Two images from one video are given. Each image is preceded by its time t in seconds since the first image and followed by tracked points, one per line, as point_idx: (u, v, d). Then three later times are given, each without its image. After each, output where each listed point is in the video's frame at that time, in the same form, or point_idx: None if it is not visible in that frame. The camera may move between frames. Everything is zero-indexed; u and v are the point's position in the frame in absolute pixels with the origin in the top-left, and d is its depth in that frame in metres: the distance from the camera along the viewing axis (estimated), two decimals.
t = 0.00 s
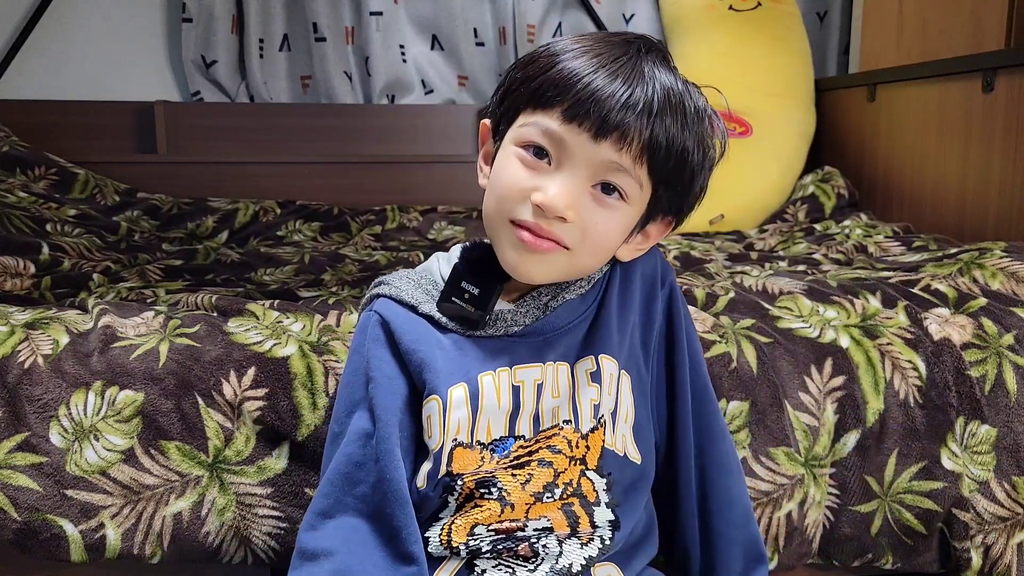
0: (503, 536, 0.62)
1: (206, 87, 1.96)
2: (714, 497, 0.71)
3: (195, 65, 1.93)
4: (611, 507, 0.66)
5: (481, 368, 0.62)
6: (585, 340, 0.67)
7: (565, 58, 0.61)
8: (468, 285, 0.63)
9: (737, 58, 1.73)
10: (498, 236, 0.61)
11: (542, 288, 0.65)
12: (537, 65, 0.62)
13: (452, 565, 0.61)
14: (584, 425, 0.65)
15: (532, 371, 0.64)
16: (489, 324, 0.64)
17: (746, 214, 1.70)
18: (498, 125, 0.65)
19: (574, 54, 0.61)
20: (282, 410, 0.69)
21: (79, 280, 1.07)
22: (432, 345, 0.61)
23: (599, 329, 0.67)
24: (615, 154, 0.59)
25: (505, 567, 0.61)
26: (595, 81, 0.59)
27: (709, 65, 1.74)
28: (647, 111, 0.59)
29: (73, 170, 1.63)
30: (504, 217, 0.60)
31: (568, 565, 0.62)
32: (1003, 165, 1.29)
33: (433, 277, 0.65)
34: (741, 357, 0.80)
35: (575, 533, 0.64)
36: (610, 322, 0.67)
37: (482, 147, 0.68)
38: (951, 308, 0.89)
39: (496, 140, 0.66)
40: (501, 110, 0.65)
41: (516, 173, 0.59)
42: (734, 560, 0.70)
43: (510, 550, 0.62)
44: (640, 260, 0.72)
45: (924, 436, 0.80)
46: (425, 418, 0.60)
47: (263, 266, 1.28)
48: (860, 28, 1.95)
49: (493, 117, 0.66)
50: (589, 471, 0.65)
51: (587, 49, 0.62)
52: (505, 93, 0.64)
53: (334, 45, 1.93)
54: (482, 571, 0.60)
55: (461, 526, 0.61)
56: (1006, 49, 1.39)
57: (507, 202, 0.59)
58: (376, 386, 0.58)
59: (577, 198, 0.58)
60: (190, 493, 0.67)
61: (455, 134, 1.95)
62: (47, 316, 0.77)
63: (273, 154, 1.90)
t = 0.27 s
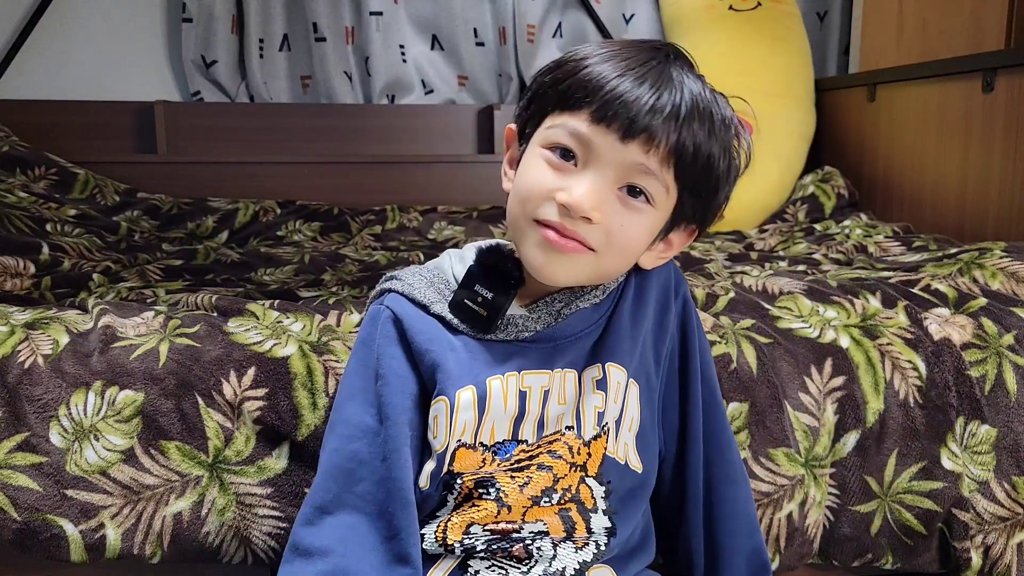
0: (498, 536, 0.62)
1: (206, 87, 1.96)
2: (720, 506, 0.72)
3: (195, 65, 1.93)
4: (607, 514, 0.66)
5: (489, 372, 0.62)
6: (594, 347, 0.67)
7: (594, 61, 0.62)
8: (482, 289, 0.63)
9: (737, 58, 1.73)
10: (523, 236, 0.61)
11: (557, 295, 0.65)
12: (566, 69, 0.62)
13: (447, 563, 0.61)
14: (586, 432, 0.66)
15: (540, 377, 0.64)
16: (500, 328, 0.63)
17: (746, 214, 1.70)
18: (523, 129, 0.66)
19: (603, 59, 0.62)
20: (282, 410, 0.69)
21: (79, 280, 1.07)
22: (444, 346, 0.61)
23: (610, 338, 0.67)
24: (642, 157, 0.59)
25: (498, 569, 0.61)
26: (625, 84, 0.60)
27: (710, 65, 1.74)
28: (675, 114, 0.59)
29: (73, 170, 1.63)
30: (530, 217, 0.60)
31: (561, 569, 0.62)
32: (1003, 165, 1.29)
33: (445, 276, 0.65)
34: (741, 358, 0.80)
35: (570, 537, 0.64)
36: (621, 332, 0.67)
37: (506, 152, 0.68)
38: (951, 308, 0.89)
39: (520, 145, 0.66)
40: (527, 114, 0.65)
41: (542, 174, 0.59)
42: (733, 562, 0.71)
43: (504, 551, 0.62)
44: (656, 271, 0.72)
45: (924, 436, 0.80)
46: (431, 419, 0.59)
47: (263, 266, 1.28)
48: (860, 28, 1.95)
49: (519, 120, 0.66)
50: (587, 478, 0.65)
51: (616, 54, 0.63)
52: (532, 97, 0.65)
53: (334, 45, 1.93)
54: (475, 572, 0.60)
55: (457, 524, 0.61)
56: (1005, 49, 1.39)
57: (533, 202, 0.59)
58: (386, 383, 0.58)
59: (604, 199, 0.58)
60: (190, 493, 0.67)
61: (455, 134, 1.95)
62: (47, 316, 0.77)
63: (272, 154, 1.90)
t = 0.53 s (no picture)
0: (493, 531, 0.61)
1: (206, 87, 1.96)
2: (718, 507, 0.72)
3: (195, 65, 1.93)
4: (603, 512, 0.66)
5: (494, 367, 0.62)
6: (598, 347, 0.67)
7: (613, 66, 0.62)
8: (490, 281, 0.62)
9: (737, 58, 1.73)
10: (539, 238, 0.60)
11: (564, 295, 0.66)
12: (583, 73, 0.62)
13: (442, 558, 0.61)
14: (586, 430, 0.66)
15: (543, 374, 0.64)
16: (506, 323, 0.64)
17: (745, 214, 1.70)
18: (537, 131, 0.65)
19: (621, 64, 0.62)
20: (282, 410, 0.69)
21: (79, 280, 1.07)
22: (450, 341, 0.61)
23: (614, 338, 0.67)
24: (661, 161, 0.59)
25: (491, 565, 0.61)
26: (645, 89, 0.60)
27: (710, 65, 1.73)
28: (693, 121, 0.60)
29: (73, 170, 1.63)
30: (547, 220, 0.60)
31: (554, 566, 0.62)
32: (1003, 165, 1.29)
33: (452, 272, 0.65)
34: (740, 358, 0.80)
35: (564, 534, 0.63)
36: (625, 333, 0.68)
37: (518, 154, 0.68)
38: (951, 308, 0.89)
39: (534, 146, 0.66)
40: (542, 116, 0.65)
41: (561, 175, 0.59)
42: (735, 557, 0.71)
43: (497, 547, 0.61)
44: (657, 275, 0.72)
45: (924, 436, 0.80)
46: (434, 413, 0.59)
47: (263, 266, 1.28)
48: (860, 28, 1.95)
49: (533, 122, 0.66)
50: (585, 475, 0.65)
51: (635, 59, 0.63)
52: (548, 98, 0.64)
53: (334, 45, 1.93)
54: (468, 569, 0.60)
55: (453, 516, 0.60)
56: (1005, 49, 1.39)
57: (552, 203, 0.59)
58: (393, 375, 0.58)
59: (622, 203, 0.58)
60: (190, 493, 0.67)
61: (455, 134, 1.95)
62: (47, 316, 0.77)
63: (272, 154, 1.90)
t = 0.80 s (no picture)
0: (494, 532, 0.61)
1: (206, 87, 1.96)
2: (718, 507, 0.72)
3: (195, 65, 1.93)
4: (604, 513, 0.66)
5: (495, 369, 0.62)
6: (598, 349, 0.67)
7: (613, 66, 0.62)
8: (490, 283, 0.62)
9: (737, 57, 1.73)
10: (540, 240, 0.60)
11: (565, 297, 0.65)
12: (584, 74, 0.62)
13: (443, 560, 0.61)
14: (588, 432, 0.66)
15: (545, 376, 0.64)
16: (507, 324, 0.63)
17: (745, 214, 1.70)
18: (536, 132, 0.65)
19: (621, 65, 0.62)
20: (282, 410, 0.69)
21: (78, 280, 1.07)
22: (451, 343, 0.61)
23: (614, 340, 0.67)
24: (663, 162, 0.59)
25: (493, 566, 0.61)
26: (646, 90, 0.60)
27: (710, 65, 1.73)
28: (695, 122, 0.60)
29: (73, 170, 1.63)
30: (549, 221, 0.60)
31: (556, 567, 0.62)
32: (1003, 165, 1.29)
33: (452, 273, 0.65)
34: (740, 358, 0.80)
35: (565, 535, 0.63)
36: (626, 335, 0.68)
37: (517, 155, 0.68)
38: (951, 308, 0.89)
39: (534, 148, 0.66)
40: (542, 118, 0.65)
41: (563, 176, 0.59)
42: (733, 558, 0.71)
43: (499, 548, 0.61)
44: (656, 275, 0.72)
45: (924, 436, 0.80)
46: (435, 415, 0.59)
47: (263, 266, 1.28)
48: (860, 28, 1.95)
49: (532, 123, 0.66)
50: (587, 477, 0.65)
51: (635, 60, 0.63)
52: (548, 99, 0.64)
53: (334, 45, 1.93)
54: (470, 570, 0.60)
55: (455, 518, 0.60)
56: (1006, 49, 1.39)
57: (554, 204, 0.59)
58: (396, 375, 0.58)
59: (624, 204, 0.58)
60: (190, 493, 0.67)
61: (455, 134, 1.95)
62: (47, 316, 0.77)
63: (272, 154, 1.90)
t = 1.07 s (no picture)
0: (494, 533, 0.61)
1: (206, 87, 1.96)
2: (717, 507, 0.72)
3: (195, 65, 1.93)
4: (604, 514, 0.66)
5: (496, 370, 0.62)
6: (599, 350, 0.68)
7: (613, 67, 0.62)
8: (492, 284, 0.62)
9: (737, 57, 1.73)
10: (539, 242, 0.60)
11: (566, 298, 0.65)
12: (584, 75, 0.62)
13: (443, 560, 0.61)
14: (588, 433, 0.66)
15: (546, 378, 0.64)
16: (508, 326, 0.63)
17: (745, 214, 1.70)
18: (536, 133, 0.65)
19: (621, 66, 0.62)
20: (282, 410, 0.69)
21: (78, 280, 1.07)
22: (452, 344, 0.61)
23: (615, 342, 0.67)
24: (662, 163, 0.59)
25: (493, 566, 0.61)
26: (645, 91, 0.60)
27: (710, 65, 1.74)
28: (694, 123, 0.60)
29: (73, 170, 1.62)
30: (547, 223, 0.60)
31: (556, 567, 0.62)
32: (1003, 165, 1.29)
33: (453, 275, 0.65)
34: (740, 358, 0.80)
35: (565, 535, 0.64)
36: (626, 336, 0.68)
37: (518, 156, 0.68)
38: (951, 308, 0.89)
39: (534, 149, 0.66)
40: (542, 118, 0.65)
41: (561, 178, 0.59)
42: (732, 558, 0.71)
43: (499, 548, 0.61)
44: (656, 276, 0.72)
45: (924, 436, 0.80)
46: (436, 416, 0.59)
47: (263, 266, 1.28)
48: (860, 28, 1.95)
49: (532, 124, 0.66)
50: (586, 478, 0.65)
51: (635, 60, 0.63)
52: (548, 100, 0.64)
53: (334, 45, 1.93)
54: (469, 570, 0.60)
55: (454, 519, 0.61)
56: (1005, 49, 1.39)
57: (551, 206, 0.59)
58: (398, 375, 0.58)
59: (623, 205, 0.58)
60: (190, 493, 0.67)
61: (455, 134, 1.95)
62: (47, 316, 0.77)
63: (272, 155, 1.90)
